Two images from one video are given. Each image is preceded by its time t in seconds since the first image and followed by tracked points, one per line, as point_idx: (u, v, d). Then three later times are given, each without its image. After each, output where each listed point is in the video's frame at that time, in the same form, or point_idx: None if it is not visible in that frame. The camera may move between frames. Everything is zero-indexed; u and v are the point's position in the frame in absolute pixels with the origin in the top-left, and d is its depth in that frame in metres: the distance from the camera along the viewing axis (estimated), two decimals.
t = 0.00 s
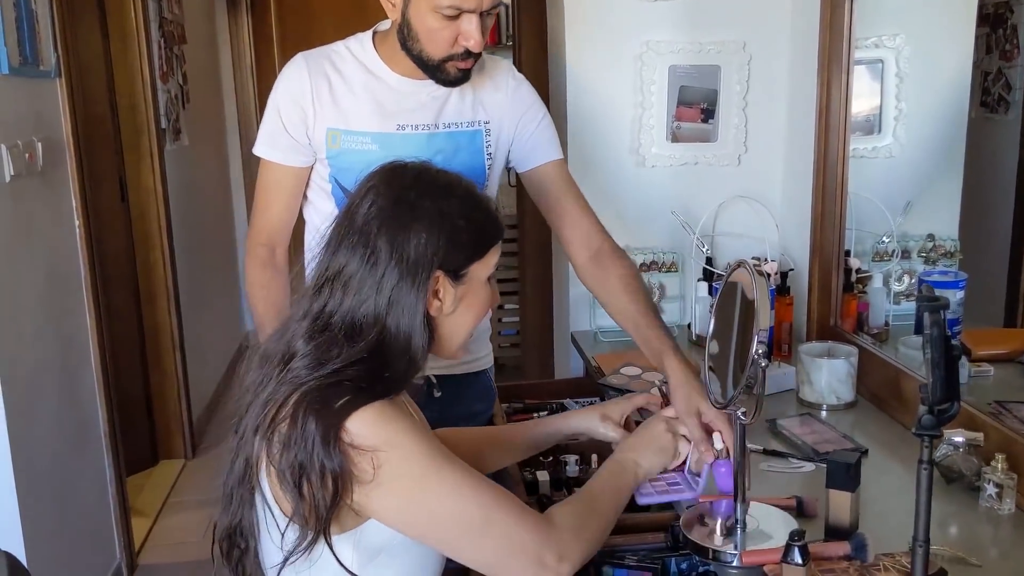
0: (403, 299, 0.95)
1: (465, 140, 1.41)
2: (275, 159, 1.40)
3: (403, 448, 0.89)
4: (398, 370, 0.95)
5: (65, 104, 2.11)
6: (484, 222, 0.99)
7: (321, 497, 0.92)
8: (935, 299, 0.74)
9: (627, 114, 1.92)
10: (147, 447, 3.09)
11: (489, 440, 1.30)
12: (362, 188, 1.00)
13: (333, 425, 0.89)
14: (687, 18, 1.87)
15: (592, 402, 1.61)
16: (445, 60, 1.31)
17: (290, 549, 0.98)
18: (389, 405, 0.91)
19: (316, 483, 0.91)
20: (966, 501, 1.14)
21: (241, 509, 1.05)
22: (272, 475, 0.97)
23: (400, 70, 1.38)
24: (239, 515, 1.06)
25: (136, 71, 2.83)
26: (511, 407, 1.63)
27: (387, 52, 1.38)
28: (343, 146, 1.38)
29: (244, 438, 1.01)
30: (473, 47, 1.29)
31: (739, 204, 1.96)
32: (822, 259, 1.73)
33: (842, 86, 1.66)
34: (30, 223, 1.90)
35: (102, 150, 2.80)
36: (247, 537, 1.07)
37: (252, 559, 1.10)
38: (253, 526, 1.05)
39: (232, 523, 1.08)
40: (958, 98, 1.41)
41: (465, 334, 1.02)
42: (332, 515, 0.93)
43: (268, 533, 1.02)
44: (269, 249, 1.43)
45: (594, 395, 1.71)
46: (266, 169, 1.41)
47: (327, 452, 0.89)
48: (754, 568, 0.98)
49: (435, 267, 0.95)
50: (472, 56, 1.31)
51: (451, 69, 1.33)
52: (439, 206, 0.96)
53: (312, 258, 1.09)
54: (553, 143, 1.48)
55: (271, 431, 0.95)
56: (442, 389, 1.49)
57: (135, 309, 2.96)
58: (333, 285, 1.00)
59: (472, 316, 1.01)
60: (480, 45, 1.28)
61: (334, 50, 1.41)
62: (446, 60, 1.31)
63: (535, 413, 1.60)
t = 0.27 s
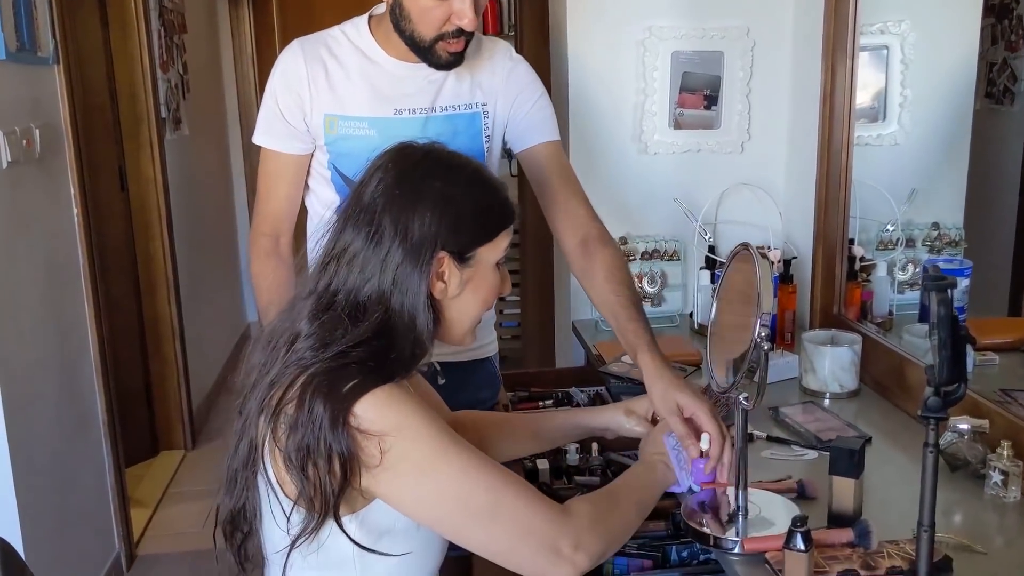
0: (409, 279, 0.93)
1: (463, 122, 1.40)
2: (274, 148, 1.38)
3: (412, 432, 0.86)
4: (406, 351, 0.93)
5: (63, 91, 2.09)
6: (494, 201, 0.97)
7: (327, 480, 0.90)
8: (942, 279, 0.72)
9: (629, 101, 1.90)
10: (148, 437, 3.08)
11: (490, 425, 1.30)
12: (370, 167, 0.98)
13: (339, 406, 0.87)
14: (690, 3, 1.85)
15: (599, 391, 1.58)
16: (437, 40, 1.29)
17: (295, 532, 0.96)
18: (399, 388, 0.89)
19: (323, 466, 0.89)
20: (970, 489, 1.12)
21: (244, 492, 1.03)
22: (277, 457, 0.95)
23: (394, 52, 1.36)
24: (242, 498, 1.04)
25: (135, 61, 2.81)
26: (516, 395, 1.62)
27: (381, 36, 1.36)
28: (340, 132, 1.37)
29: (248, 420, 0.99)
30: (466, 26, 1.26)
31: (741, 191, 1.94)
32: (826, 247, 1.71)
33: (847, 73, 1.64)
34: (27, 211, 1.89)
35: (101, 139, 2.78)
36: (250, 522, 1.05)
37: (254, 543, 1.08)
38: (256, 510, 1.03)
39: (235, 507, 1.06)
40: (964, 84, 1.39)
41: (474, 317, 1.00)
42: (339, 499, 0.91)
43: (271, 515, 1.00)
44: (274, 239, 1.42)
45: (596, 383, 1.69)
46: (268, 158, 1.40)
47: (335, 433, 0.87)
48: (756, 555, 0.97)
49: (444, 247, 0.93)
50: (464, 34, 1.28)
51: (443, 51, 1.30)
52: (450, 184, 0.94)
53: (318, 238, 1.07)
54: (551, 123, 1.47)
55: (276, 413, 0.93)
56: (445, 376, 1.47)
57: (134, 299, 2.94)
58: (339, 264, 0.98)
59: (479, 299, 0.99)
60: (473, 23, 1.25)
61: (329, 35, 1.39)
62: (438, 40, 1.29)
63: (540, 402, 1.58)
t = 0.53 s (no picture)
0: (421, 265, 0.92)
1: (462, 106, 1.39)
2: (273, 131, 1.38)
3: (422, 420, 0.85)
4: (416, 339, 0.92)
5: (64, 76, 2.08)
6: (510, 189, 0.96)
7: (335, 466, 0.89)
8: (943, 262, 0.72)
9: (631, 86, 1.89)
10: (150, 423, 3.08)
11: (499, 405, 1.27)
12: (386, 151, 0.97)
13: (349, 392, 0.86)
14: None
15: (601, 377, 1.58)
16: (434, 22, 1.27)
17: (302, 518, 0.96)
18: (408, 375, 0.88)
19: (331, 452, 0.88)
20: (971, 476, 1.12)
21: (250, 475, 1.03)
22: (284, 443, 0.94)
23: (392, 35, 1.35)
24: (248, 481, 1.04)
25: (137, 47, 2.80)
26: (517, 381, 1.62)
27: (379, 19, 1.35)
28: (338, 115, 1.36)
29: (256, 403, 0.98)
30: (462, 9, 1.25)
31: (744, 178, 1.93)
32: (830, 230, 1.70)
33: (851, 59, 1.63)
34: (28, 195, 1.88)
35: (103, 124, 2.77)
36: (255, 506, 1.05)
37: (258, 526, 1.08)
38: (262, 494, 1.02)
39: (240, 492, 1.05)
40: (970, 69, 1.38)
41: (484, 305, 0.99)
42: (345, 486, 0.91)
43: (278, 500, 0.99)
44: (273, 224, 1.42)
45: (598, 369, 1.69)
46: (267, 141, 1.40)
47: (343, 419, 0.86)
48: (755, 541, 0.96)
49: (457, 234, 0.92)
50: (462, 18, 1.27)
51: (442, 33, 1.28)
52: (466, 170, 0.93)
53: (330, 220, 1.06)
54: (552, 107, 1.46)
55: (284, 398, 0.92)
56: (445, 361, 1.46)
57: (137, 285, 2.94)
58: (351, 248, 0.97)
59: (489, 289, 0.98)
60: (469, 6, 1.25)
61: (327, 18, 1.38)
62: (435, 23, 1.28)
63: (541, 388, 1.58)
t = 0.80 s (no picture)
0: (424, 257, 0.92)
1: (460, 98, 1.38)
2: (270, 121, 1.37)
3: (427, 415, 0.85)
4: (417, 332, 0.92)
5: (63, 68, 2.08)
6: (509, 178, 0.96)
7: (338, 460, 0.89)
8: (939, 254, 0.71)
9: (631, 78, 1.88)
10: (150, 416, 3.09)
11: (498, 396, 1.27)
12: (381, 142, 0.96)
13: (352, 387, 0.86)
14: None
15: (600, 369, 1.58)
16: (431, 17, 1.28)
17: (305, 512, 0.96)
18: (412, 368, 0.88)
19: (334, 446, 0.88)
20: (968, 470, 1.12)
21: (250, 470, 1.02)
22: (286, 437, 0.94)
23: (390, 26, 1.35)
24: (248, 476, 1.03)
25: (137, 39, 2.79)
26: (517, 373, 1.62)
27: (377, 9, 1.35)
28: (335, 105, 1.36)
29: (255, 398, 0.98)
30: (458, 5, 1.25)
31: (744, 170, 1.93)
32: (829, 221, 1.68)
33: (851, 53, 1.61)
34: (27, 187, 1.88)
35: (102, 116, 2.77)
36: (256, 502, 1.05)
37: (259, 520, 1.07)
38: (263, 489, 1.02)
39: (240, 488, 1.05)
40: (970, 61, 1.37)
41: (485, 297, 0.99)
42: (349, 480, 0.90)
43: (280, 496, 0.99)
44: (270, 215, 1.42)
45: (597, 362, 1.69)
46: (264, 131, 1.39)
47: (347, 414, 0.86)
48: (751, 534, 0.96)
49: (456, 225, 0.92)
50: (459, 13, 1.27)
51: (439, 26, 1.28)
52: (464, 161, 0.93)
53: (327, 213, 1.05)
54: (551, 99, 1.45)
55: (286, 393, 0.91)
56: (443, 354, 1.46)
57: (136, 277, 2.94)
58: (351, 241, 0.96)
59: (491, 281, 0.98)
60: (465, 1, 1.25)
61: (325, 8, 1.37)
62: (432, 17, 1.28)
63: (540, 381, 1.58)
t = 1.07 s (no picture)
0: (412, 256, 0.92)
1: (458, 94, 1.38)
2: (267, 116, 1.37)
3: (410, 415, 0.85)
4: (405, 333, 0.92)
5: (62, 64, 2.07)
6: (499, 174, 0.95)
7: (324, 461, 0.89)
8: (932, 251, 0.71)
9: (629, 75, 1.88)
10: (149, 412, 3.09)
11: (492, 395, 1.26)
12: (369, 138, 0.95)
13: (337, 389, 0.86)
14: None
15: (597, 366, 1.57)
16: (420, 15, 1.28)
17: (292, 514, 0.96)
18: (396, 369, 0.87)
19: (320, 447, 0.88)
20: (965, 467, 1.11)
21: (240, 470, 1.02)
22: (273, 437, 0.94)
23: (386, 22, 1.34)
24: (237, 475, 1.03)
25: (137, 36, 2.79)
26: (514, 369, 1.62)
27: (374, 5, 1.34)
28: (333, 100, 1.35)
29: (245, 397, 0.98)
30: (447, 5, 1.25)
31: (743, 167, 1.92)
32: (826, 221, 1.69)
33: (849, 49, 1.62)
34: (25, 183, 1.88)
35: (102, 112, 2.77)
36: (246, 501, 1.05)
37: (251, 517, 1.08)
38: (252, 488, 1.02)
39: (230, 487, 1.05)
40: (969, 57, 1.37)
41: (476, 292, 0.99)
42: (335, 481, 0.90)
43: (269, 497, 0.99)
44: (266, 210, 1.41)
45: (594, 359, 1.69)
46: (261, 126, 1.39)
47: (331, 415, 0.86)
48: (745, 531, 0.96)
49: (445, 223, 0.91)
50: (447, 12, 1.27)
51: (428, 28, 1.29)
52: (453, 158, 0.92)
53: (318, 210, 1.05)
54: (550, 95, 1.45)
55: (273, 393, 0.92)
56: (439, 350, 1.47)
57: (136, 274, 2.94)
58: (340, 240, 0.96)
59: (481, 276, 0.98)
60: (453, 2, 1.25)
61: (323, 3, 1.37)
62: (421, 16, 1.28)
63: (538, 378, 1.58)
